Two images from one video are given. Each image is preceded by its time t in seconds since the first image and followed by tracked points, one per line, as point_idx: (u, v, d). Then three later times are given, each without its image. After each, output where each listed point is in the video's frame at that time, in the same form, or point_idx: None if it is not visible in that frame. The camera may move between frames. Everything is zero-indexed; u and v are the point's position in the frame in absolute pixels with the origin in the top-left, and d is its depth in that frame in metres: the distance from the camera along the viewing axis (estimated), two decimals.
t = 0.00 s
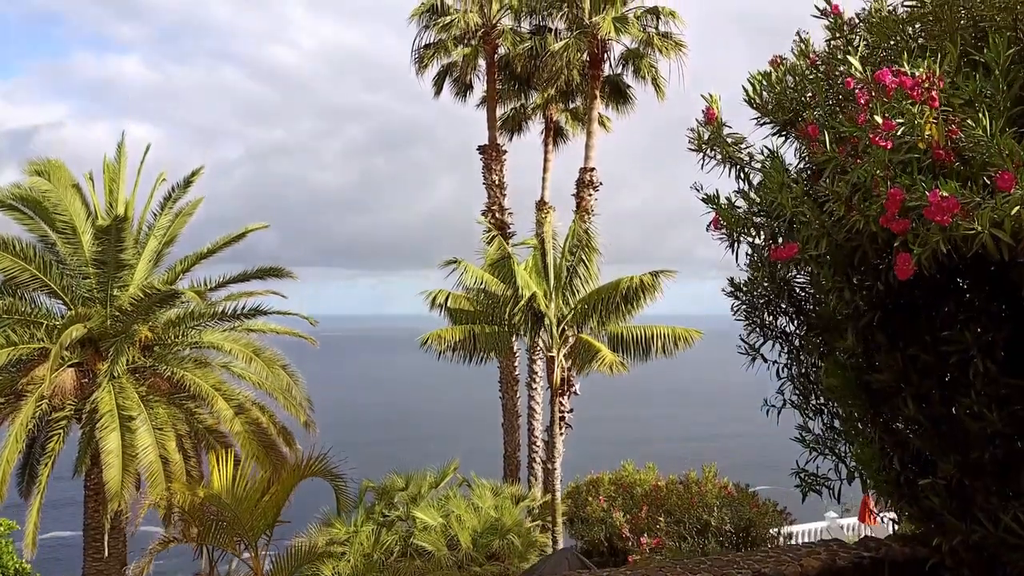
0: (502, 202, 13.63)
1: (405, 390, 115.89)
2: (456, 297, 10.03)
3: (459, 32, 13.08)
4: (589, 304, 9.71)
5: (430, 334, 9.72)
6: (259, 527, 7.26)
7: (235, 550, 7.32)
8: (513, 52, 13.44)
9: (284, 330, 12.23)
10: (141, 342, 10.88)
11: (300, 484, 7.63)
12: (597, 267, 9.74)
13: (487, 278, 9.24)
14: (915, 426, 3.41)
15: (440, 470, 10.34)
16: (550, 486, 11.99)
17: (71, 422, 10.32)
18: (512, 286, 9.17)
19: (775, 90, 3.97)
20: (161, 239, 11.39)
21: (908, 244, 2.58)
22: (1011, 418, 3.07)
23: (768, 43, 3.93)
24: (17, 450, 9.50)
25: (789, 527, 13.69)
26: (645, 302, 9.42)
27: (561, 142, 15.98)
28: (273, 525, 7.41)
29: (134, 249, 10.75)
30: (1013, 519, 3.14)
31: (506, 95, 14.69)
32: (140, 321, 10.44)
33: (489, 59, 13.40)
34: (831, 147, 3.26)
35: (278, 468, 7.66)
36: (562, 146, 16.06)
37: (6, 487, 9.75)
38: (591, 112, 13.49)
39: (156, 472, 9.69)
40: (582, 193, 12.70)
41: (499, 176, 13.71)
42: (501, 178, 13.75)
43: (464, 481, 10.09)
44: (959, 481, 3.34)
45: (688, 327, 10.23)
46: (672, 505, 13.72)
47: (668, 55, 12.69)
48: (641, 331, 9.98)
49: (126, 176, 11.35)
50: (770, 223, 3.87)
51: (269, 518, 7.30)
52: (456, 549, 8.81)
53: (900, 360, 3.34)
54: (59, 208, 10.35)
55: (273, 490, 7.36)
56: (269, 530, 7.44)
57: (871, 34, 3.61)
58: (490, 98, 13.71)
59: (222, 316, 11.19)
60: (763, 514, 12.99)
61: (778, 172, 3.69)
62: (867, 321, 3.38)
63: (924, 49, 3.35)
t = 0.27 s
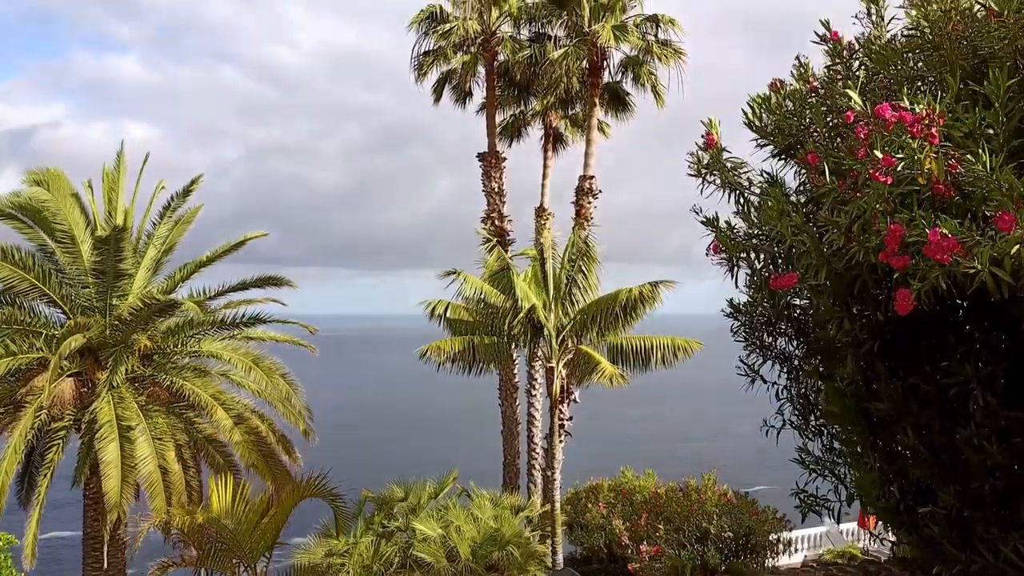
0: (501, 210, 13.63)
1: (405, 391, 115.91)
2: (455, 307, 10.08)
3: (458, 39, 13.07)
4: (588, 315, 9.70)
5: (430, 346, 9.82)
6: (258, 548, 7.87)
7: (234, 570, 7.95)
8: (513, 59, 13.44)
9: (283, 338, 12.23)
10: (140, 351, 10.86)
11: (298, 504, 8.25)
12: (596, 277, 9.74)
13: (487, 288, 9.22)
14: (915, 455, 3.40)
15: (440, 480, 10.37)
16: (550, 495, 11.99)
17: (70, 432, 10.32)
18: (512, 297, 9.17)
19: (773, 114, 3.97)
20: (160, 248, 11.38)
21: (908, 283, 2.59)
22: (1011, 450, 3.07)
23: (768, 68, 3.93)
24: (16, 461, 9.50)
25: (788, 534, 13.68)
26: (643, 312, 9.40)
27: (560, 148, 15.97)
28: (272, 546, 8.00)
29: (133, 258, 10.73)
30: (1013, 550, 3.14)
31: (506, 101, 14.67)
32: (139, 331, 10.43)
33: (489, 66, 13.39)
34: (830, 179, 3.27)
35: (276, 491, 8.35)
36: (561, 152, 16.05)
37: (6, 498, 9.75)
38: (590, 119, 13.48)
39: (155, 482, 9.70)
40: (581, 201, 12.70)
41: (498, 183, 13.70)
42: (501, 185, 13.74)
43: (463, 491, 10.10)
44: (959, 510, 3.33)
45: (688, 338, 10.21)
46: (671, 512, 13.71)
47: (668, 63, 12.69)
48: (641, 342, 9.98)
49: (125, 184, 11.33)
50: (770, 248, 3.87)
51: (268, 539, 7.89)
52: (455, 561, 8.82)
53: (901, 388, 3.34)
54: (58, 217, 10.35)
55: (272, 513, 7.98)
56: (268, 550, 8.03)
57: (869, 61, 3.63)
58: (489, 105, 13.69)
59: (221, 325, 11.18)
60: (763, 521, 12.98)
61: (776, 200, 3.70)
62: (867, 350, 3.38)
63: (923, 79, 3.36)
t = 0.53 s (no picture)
0: (501, 218, 13.63)
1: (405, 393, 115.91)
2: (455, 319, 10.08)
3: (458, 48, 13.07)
4: (588, 326, 9.70)
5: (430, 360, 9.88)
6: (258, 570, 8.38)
7: None
8: (513, 68, 13.44)
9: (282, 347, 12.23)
10: (139, 361, 10.84)
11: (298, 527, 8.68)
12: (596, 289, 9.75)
13: (486, 300, 9.21)
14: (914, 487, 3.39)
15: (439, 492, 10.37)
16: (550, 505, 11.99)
17: (69, 442, 10.32)
18: (511, 309, 9.17)
19: (772, 140, 3.98)
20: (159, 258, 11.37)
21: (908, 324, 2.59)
22: (1011, 486, 3.06)
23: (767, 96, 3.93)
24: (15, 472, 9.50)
25: (789, 543, 13.67)
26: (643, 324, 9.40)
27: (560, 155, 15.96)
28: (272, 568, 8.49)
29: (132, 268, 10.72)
30: None
31: (505, 109, 14.66)
32: (138, 341, 10.43)
33: (489, 74, 13.39)
34: (832, 215, 3.27)
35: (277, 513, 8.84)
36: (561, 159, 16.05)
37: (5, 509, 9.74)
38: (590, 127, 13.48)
39: (154, 493, 9.73)
40: (581, 210, 12.70)
41: (498, 192, 13.70)
42: (501, 193, 13.74)
43: (463, 503, 10.10)
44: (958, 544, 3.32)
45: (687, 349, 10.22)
46: (671, 520, 13.69)
47: (667, 72, 12.68)
48: (641, 354, 9.98)
49: (124, 194, 11.32)
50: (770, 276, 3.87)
51: (268, 561, 8.39)
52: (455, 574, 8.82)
53: (901, 420, 3.33)
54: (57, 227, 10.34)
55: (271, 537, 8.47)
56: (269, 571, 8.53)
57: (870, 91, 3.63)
58: (489, 113, 13.68)
59: (221, 334, 11.18)
60: (763, 529, 12.97)
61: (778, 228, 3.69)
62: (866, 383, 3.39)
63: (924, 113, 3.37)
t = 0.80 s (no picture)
0: (500, 226, 13.63)
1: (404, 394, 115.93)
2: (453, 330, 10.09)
3: (457, 56, 13.06)
4: (587, 338, 9.69)
5: (429, 371, 9.93)
6: None
7: None
8: (512, 76, 13.43)
9: (281, 355, 12.23)
10: (139, 372, 10.82)
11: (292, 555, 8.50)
12: (596, 300, 9.78)
13: (485, 311, 9.21)
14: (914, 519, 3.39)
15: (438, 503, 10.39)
16: (549, 513, 11.99)
17: (68, 453, 10.31)
18: (511, 320, 9.18)
19: (772, 168, 3.98)
20: (159, 268, 11.36)
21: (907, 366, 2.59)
22: (1011, 522, 3.08)
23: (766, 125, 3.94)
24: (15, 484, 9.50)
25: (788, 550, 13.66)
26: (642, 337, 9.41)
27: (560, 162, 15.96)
28: None
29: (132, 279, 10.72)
30: None
31: (504, 116, 14.66)
32: (137, 352, 10.44)
33: (488, 82, 13.39)
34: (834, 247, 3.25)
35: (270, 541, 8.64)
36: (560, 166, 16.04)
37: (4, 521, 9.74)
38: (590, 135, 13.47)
39: (153, 505, 9.75)
40: (581, 218, 12.71)
41: (498, 200, 13.71)
42: (500, 201, 13.74)
43: (462, 514, 10.11)
44: None
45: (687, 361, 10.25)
46: (671, 527, 13.70)
47: (667, 81, 12.67)
48: (640, 367, 10.01)
49: (123, 204, 11.31)
50: (769, 304, 3.87)
51: None
52: None
53: (901, 453, 3.35)
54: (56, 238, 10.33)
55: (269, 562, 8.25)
56: None
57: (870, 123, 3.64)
58: (489, 121, 13.67)
59: (220, 344, 11.18)
60: (763, 537, 12.96)
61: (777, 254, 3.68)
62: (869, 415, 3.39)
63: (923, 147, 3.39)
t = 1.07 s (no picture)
0: (500, 233, 13.63)
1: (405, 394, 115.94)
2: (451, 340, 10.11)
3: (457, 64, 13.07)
4: (587, 348, 9.69)
5: (427, 381, 9.95)
6: None
7: None
8: (511, 84, 13.44)
9: (280, 362, 12.23)
10: (138, 380, 10.82)
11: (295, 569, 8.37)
12: (596, 310, 9.80)
13: (484, 322, 9.21)
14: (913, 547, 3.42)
15: (438, 512, 10.41)
16: (549, 521, 11.98)
17: (68, 462, 10.31)
18: (510, 331, 9.19)
19: (772, 191, 4.08)
20: (158, 276, 11.36)
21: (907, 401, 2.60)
22: (1010, 553, 3.11)
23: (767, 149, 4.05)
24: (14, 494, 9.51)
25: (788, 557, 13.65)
26: (642, 348, 9.43)
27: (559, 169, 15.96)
28: None
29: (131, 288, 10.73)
30: None
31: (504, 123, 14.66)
32: (137, 361, 10.44)
33: (488, 89, 13.39)
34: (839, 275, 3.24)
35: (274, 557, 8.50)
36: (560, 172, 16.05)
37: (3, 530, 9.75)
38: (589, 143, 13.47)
39: (152, 514, 9.78)
40: (580, 225, 12.71)
41: (497, 207, 13.71)
42: (500, 208, 13.75)
43: (462, 524, 10.11)
44: None
45: (685, 372, 10.28)
46: (670, 534, 13.69)
47: (666, 89, 12.67)
48: (640, 378, 10.06)
49: (122, 212, 11.31)
50: (767, 327, 3.88)
51: None
52: None
53: (900, 480, 3.39)
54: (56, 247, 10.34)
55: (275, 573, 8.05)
56: None
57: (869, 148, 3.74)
58: (488, 128, 13.67)
59: (219, 352, 11.17)
60: (762, 544, 12.95)
61: (777, 280, 3.70)
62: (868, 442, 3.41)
63: (922, 175, 3.47)
